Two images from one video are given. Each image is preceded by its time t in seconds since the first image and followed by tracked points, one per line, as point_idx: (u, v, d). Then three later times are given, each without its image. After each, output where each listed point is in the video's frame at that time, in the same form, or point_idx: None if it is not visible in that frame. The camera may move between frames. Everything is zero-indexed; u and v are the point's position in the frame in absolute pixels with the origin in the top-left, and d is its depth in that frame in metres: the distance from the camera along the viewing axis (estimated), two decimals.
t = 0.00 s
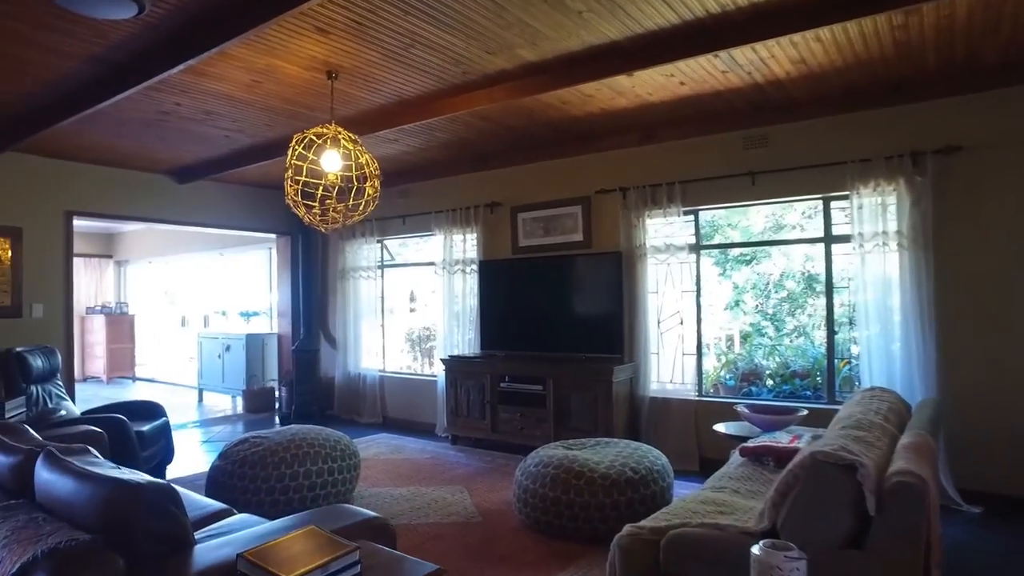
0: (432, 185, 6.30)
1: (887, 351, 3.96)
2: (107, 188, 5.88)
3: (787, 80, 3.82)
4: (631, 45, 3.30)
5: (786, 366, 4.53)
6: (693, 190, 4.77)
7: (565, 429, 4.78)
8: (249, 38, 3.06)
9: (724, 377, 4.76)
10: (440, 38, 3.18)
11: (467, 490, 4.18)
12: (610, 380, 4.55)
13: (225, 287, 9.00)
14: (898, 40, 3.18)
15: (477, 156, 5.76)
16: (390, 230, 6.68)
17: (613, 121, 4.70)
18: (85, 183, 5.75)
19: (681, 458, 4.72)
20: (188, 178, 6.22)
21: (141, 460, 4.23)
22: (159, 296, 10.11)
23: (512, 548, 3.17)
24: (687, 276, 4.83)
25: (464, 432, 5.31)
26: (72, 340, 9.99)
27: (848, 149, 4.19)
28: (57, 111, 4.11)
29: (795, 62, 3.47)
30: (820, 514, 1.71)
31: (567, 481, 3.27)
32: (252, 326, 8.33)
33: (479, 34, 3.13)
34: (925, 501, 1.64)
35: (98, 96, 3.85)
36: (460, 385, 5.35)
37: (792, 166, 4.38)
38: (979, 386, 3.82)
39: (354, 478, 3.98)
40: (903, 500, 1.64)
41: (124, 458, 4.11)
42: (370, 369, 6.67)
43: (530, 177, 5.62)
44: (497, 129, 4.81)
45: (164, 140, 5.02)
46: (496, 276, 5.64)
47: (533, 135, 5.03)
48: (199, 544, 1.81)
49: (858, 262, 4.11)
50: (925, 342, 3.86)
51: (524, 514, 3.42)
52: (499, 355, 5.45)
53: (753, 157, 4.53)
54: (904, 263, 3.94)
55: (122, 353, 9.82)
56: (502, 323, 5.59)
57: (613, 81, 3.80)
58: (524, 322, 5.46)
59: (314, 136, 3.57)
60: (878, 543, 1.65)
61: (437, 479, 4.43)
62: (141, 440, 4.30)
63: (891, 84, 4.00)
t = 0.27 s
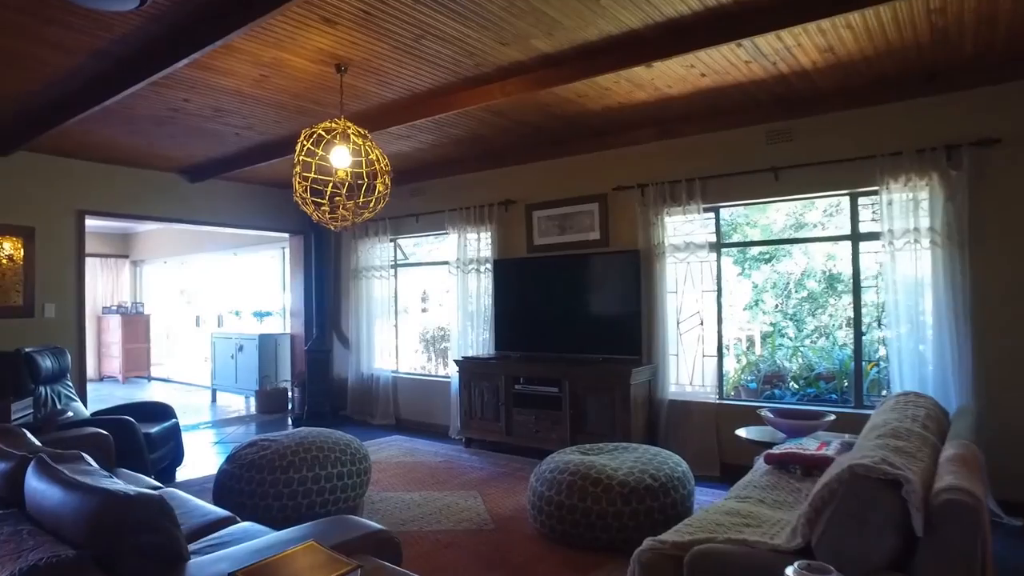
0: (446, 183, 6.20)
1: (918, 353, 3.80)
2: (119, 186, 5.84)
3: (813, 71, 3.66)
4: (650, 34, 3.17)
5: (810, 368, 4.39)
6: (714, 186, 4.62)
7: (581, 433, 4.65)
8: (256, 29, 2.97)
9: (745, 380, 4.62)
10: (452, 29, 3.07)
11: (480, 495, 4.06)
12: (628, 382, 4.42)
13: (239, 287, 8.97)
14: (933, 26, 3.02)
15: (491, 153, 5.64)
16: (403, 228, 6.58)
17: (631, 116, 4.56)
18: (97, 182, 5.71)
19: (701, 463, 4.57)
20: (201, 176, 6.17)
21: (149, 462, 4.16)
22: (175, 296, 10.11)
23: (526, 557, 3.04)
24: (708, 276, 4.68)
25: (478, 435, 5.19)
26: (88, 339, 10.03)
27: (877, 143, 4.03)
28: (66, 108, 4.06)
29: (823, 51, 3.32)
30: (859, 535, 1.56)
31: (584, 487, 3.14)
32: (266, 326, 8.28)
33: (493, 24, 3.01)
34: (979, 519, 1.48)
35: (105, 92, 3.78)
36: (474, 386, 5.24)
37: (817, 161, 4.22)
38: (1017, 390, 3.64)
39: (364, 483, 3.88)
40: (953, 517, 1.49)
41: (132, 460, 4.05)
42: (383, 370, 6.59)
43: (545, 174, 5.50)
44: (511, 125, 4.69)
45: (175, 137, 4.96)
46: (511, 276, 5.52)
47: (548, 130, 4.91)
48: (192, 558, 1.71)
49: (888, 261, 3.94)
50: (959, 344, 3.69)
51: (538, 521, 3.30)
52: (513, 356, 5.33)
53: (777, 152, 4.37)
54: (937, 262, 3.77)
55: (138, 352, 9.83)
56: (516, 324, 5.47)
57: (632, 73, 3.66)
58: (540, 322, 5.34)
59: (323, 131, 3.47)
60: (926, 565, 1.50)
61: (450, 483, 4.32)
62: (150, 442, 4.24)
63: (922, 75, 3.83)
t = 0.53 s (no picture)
0: (458, 180, 6.08)
1: (950, 355, 3.62)
2: (128, 185, 5.78)
3: (840, 60, 3.50)
4: (668, 20, 3.02)
5: (835, 371, 4.22)
6: (734, 181, 4.46)
7: (597, 437, 4.51)
8: (258, 17, 2.86)
9: (767, 383, 4.46)
10: (461, 17, 2.95)
11: (491, 501, 3.93)
12: (645, 385, 4.27)
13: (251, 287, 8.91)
14: (969, 9, 2.85)
15: (503, 149, 5.52)
16: (415, 227, 6.48)
17: (648, 109, 4.42)
18: (106, 181, 5.66)
19: (721, 469, 4.41)
20: (210, 174, 6.10)
21: (154, 465, 4.08)
22: (187, 296, 10.09)
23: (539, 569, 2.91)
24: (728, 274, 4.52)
25: (490, 438, 5.07)
26: (101, 339, 10.03)
27: (907, 135, 3.85)
28: (70, 104, 3.99)
29: (851, 37, 3.16)
30: (904, 561, 1.42)
31: (599, 495, 3.00)
32: (277, 326, 8.21)
33: (504, 11, 2.88)
34: None
35: (108, 87, 3.70)
36: (486, 388, 5.11)
37: (843, 155, 4.04)
38: None
39: (372, 488, 3.77)
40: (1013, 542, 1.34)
41: (137, 463, 3.97)
42: (394, 371, 6.48)
43: (560, 171, 5.37)
44: (523, 119, 4.57)
45: (182, 135, 4.88)
46: (524, 275, 5.39)
47: (562, 125, 4.77)
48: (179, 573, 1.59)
49: (919, 258, 3.77)
50: (995, 345, 3.51)
51: (551, 530, 3.17)
52: (527, 357, 5.20)
53: (800, 146, 4.20)
54: (971, 259, 3.60)
55: (151, 352, 9.82)
56: (530, 324, 5.34)
57: (649, 63, 3.52)
58: (553, 323, 5.20)
59: (328, 125, 3.36)
60: None
61: (461, 488, 4.19)
62: (154, 445, 4.16)
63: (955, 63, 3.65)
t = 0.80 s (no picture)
0: (469, 178, 5.97)
1: (983, 358, 3.45)
2: (136, 183, 5.72)
3: (866, 48, 3.34)
4: (686, 5, 2.88)
5: (859, 374, 4.06)
6: (754, 177, 4.30)
7: (611, 441, 4.37)
8: (257, 6, 2.75)
9: (787, 385, 4.31)
10: (469, 4, 2.82)
11: (502, 507, 3.81)
12: (661, 388, 4.12)
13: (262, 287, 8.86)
14: None
15: (515, 146, 5.39)
16: (425, 226, 6.37)
17: (664, 103, 4.27)
18: (114, 179, 5.60)
19: (741, 476, 4.25)
20: (218, 173, 6.03)
21: (156, 469, 3.99)
22: (199, 296, 10.06)
23: None
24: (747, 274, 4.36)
25: (501, 442, 4.94)
26: (114, 339, 10.03)
27: (935, 127, 3.67)
28: (74, 99, 3.91)
29: (879, 23, 3.00)
30: None
31: (612, 504, 2.87)
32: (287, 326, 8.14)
33: None
34: None
35: (110, 82, 3.62)
36: (497, 390, 4.99)
37: (868, 149, 3.87)
38: None
39: (378, 493, 3.65)
40: None
41: (139, 466, 3.88)
42: (405, 372, 6.38)
43: (573, 167, 5.23)
44: (535, 113, 4.43)
45: (188, 131, 4.80)
46: (536, 274, 5.26)
47: (575, 120, 4.63)
48: None
49: (949, 256, 3.60)
50: None
51: (563, 539, 3.04)
52: (539, 358, 5.07)
53: (823, 139, 4.03)
54: (1005, 257, 3.43)
55: (163, 352, 9.80)
56: (542, 324, 5.21)
57: (665, 53, 3.38)
58: (566, 323, 5.07)
59: (333, 119, 3.25)
60: None
61: (470, 494, 4.07)
62: (157, 448, 4.08)
63: (988, 51, 3.47)
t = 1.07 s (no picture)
0: (483, 174, 5.84)
1: None
2: (147, 181, 5.66)
3: (900, 32, 3.15)
4: None
5: (889, 377, 3.88)
6: (778, 170, 4.13)
7: (629, 445, 4.22)
8: None
9: (813, 388, 4.13)
10: None
11: (515, 514, 3.68)
12: (681, 390, 3.97)
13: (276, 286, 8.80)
14: None
15: (529, 141, 5.25)
16: (439, 223, 6.25)
17: (684, 94, 4.11)
18: (125, 177, 5.55)
19: (765, 482, 4.08)
20: (230, 170, 5.97)
21: (163, 471, 3.91)
22: (214, 295, 10.04)
23: None
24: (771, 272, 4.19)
25: (516, 444, 4.81)
26: (130, 338, 10.05)
27: (973, 117, 3.48)
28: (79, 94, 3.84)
29: (914, 3, 2.83)
30: None
31: (630, 514, 2.73)
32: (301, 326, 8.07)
33: None
34: None
35: (114, 76, 3.54)
36: (511, 392, 4.86)
37: (900, 140, 3.69)
38: None
39: (388, 499, 3.54)
40: None
41: (146, 468, 3.80)
42: (418, 372, 6.28)
43: (590, 162, 5.09)
44: (550, 106, 4.29)
45: (197, 128, 4.73)
46: (551, 273, 5.12)
47: (591, 113, 4.49)
48: None
49: (989, 254, 3.41)
50: None
51: (578, 549, 2.90)
52: (554, 359, 4.93)
53: (851, 130, 3.85)
54: None
55: (178, 351, 9.80)
56: (557, 324, 5.07)
57: (686, 40, 3.22)
58: (582, 323, 4.93)
59: (339, 111, 3.13)
60: None
61: (483, 499, 3.95)
62: (164, 450, 3.99)
63: None
